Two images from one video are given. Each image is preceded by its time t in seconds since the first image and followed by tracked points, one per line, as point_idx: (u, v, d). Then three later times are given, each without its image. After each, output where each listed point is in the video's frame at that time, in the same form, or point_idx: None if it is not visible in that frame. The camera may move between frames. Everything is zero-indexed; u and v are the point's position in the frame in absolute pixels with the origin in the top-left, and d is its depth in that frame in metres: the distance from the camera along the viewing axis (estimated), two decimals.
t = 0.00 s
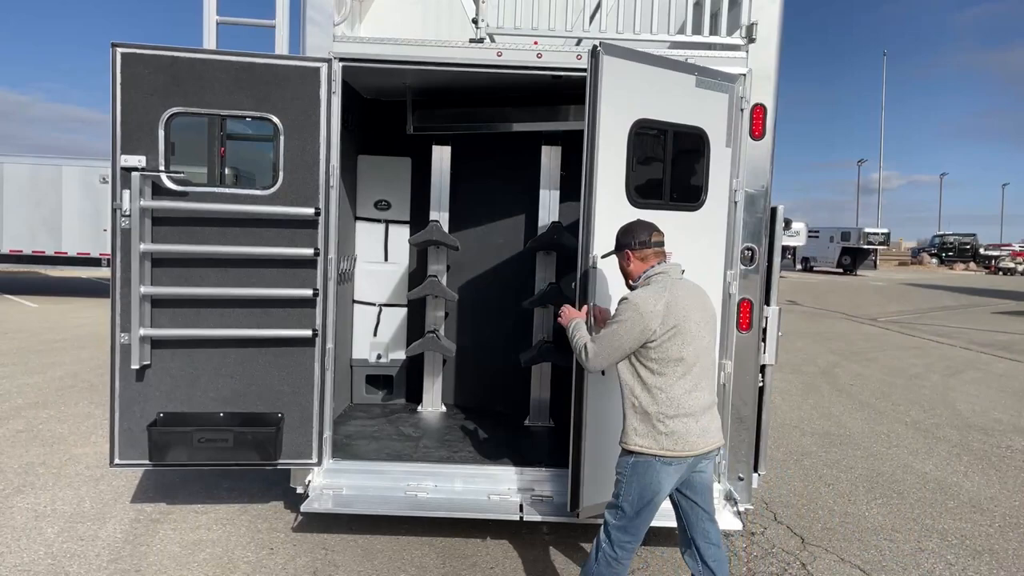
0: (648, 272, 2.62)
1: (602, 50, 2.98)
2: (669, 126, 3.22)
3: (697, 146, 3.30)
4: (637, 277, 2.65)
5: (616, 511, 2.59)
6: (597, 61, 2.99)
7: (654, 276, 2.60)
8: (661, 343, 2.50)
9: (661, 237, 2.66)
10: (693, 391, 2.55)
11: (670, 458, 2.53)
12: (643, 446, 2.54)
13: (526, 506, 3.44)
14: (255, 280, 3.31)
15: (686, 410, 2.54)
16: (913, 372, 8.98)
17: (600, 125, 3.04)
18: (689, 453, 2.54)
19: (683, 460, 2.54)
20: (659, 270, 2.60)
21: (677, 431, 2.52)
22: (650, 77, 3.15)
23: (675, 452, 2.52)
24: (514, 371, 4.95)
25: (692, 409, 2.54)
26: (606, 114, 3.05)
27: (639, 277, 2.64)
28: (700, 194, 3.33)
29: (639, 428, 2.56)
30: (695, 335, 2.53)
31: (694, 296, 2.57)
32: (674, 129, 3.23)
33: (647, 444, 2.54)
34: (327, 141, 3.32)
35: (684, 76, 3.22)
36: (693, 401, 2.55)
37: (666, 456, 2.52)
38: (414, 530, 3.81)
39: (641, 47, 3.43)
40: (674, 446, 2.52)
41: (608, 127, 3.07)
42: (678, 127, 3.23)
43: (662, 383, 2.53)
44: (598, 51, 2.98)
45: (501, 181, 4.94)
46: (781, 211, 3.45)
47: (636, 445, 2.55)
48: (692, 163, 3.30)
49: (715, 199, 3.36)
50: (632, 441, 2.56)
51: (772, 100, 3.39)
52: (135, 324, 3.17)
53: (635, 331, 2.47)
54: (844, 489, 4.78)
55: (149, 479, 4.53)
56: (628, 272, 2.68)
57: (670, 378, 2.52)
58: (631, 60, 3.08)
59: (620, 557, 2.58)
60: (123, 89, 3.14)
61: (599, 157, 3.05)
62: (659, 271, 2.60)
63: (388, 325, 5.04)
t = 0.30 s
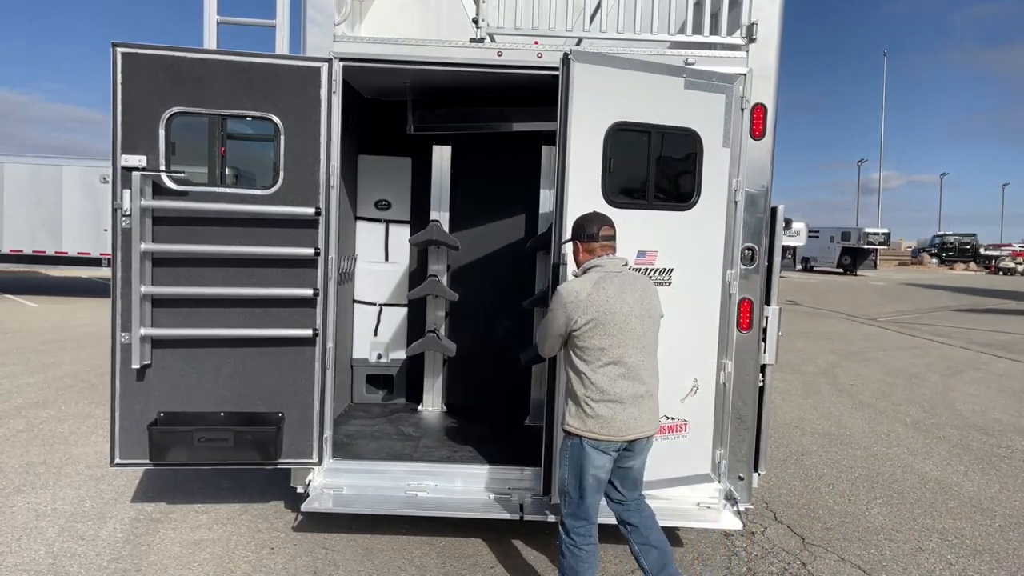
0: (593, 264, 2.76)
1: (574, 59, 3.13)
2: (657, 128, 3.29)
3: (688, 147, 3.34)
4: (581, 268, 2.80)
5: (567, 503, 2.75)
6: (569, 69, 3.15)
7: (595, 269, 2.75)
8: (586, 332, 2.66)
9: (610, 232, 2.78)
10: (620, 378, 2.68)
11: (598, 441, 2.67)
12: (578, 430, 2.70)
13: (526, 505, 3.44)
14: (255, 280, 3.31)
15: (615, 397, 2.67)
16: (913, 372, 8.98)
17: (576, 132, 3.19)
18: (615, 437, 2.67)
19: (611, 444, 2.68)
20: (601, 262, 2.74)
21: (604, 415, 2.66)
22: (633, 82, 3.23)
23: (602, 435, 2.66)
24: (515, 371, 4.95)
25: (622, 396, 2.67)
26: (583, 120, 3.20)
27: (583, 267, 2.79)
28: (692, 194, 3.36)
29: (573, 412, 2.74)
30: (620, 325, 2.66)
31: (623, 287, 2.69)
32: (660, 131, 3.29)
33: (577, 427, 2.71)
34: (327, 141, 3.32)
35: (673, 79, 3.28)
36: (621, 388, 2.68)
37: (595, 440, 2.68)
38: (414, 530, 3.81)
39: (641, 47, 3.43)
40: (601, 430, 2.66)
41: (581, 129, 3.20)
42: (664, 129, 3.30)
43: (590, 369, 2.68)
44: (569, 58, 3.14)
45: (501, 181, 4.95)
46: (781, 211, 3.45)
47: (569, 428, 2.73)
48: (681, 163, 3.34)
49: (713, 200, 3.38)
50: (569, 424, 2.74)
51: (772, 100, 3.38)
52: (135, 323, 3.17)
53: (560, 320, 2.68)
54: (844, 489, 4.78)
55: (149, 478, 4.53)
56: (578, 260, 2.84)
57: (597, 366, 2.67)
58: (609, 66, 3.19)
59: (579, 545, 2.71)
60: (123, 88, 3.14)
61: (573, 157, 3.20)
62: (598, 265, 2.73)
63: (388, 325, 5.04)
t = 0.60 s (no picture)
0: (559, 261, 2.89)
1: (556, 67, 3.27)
2: (646, 130, 3.35)
3: (681, 148, 3.37)
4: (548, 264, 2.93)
5: (557, 502, 2.86)
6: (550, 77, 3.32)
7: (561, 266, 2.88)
8: (553, 326, 2.79)
9: (574, 231, 2.91)
10: (590, 368, 2.79)
11: (572, 430, 2.80)
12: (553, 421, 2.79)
13: (527, 506, 3.43)
14: (255, 280, 3.31)
15: (586, 387, 2.79)
16: (914, 372, 8.97)
17: (562, 139, 3.33)
18: (587, 425, 2.79)
19: (585, 433, 2.79)
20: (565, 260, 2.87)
21: (576, 405, 2.79)
22: (621, 86, 3.32)
23: (575, 425, 2.79)
24: (515, 372, 4.99)
25: (590, 385, 2.79)
26: (569, 127, 3.33)
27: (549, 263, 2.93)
28: (686, 196, 3.40)
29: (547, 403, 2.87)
30: (584, 317, 2.77)
31: (587, 281, 2.80)
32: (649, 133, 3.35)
33: (552, 418, 2.84)
34: (328, 142, 3.32)
35: (665, 82, 3.34)
36: (591, 377, 2.79)
37: (570, 430, 2.80)
38: (414, 530, 3.82)
39: (641, 47, 3.43)
40: (573, 419, 2.79)
41: (565, 133, 3.33)
42: (654, 131, 3.35)
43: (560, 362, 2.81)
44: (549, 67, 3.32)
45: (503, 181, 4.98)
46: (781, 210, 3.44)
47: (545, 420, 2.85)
48: (673, 165, 3.38)
49: (711, 200, 3.40)
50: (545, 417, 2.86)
51: (772, 100, 3.37)
52: (135, 323, 3.17)
53: (527, 318, 2.82)
54: (845, 489, 4.78)
55: (149, 478, 4.53)
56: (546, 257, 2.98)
57: (566, 358, 2.80)
58: (594, 72, 3.30)
59: (575, 539, 2.83)
60: (124, 89, 3.14)
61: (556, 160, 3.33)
62: (563, 262, 2.87)
63: (388, 325, 5.04)
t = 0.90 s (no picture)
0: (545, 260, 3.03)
1: (546, 75, 3.36)
2: (638, 133, 3.37)
3: (677, 149, 3.38)
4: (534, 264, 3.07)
5: (554, 497, 2.93)
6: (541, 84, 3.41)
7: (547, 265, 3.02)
8: (539, 321, 2.92)
9: (561, 234, 3.05)
10: (576, 360, 2.92)
11: (563, 421, 2.89)
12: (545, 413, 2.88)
13: (526, 506, 3.43)
14: (255, 280, 3.31)
15: (573, 378, 2.90)
16: (914, 372, 8.97)
17: (555, 144, 3.40)
18: (574, 416, 2.89)
19: (575, 424, 2.90)
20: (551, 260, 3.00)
21: (565, 396, 2.89)
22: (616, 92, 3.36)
23: (565, 416, 2.89)
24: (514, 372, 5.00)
25: (577, 377, 2.90)
26: (561, 134, 3.39)
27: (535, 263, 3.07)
28: (682, 197, 3.40)
29: (535, 396, 2.97)
30: (569, 312, 2.91)
31: (572, 278, 2.95)
32: (643, 135, 3.38)
33: (541, 410, 2.93)
34: (327, 142, 3.32)
35: (659, 84, 3.36)
36: (578, 369, 2.91)
37: (562, 421, 2.89)
38: (413, 530, 3.81)
39: (640, 47, 3.42)
40: (562, 409, 2.89)
41: (555, 136, 3.39)
42: (647, 133, 3.37)
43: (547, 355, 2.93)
44: (541, 73, 3.40)
45: (502, 181, 4.98)
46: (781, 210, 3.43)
47: (535, 412, 2.95)
48: (666, 167, 3.39)
49: (710, 201, 3.40)
50: (535, 409, 2.95)
51: (772, 99, 3.35)
52: (135, 323, 3.17)
53: (514, 313, 2.96)
54: (845, 489, 4.78)
55: (149, 478, 4.53)
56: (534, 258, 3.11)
57: (553, 351, 2.92)
58: (583, 78, 3.36)
59: (573, 531, 2.89)
60: (124, 89, 3.14)
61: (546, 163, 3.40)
62: (549, 262, 3.00)
63: (388, 324, 5.04)
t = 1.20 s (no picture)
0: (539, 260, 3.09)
1: (545, 76, 3.37)
2: (638, 133, 3.37)
3: (677, 149, 3.39)
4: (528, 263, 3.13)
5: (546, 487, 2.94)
6: (541, 85, 3.42)
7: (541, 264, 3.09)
8: (529, 316, 3.00)
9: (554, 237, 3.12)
10: (565, 353, 2.96)
11: (553, 412, 2.93)
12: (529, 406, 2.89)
13: (526, 506, 3.43)
14: (255, 280, 3.31)
15: (561, 370, 2.95)
16: (914, 372, 8.97)
17: (554, 145, 3.40)
18: (564, 407, 2.93)
19: (565, 415, 2.93)
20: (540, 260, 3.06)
21: (554, 388, 2.93)
22: (616, 92, 3.36)
23: (556, 406, 2.92)
24: (513, 372, 5.01)
25: (566, 369, 2.95)
26: (563, 130, 3.39)
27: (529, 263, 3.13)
28: (682, 198, 3.40)
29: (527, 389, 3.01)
30: (557, 308, 2.98)
31: (561, 277, 3.02)
32: (643, 135, 3.37)
33: (532, 402, 2.97)
34: (327, 142, 3.32)
35: (659, 84, 3.36)
36: (567, 362, 2.95)
37: (553, 412, 2.93)
38: (413, 530, 3.81)
39: (640, 47, 3.42)
40: (552, 400, 2.93)
41: (555, 137, 3.39)
42: (648, 133, 3.37)
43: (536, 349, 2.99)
44: (540, 74, 3.40)
45: (502, 181, 4.99)
46: (781, 210, 3.43)
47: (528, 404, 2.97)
48: (666, 167, 3.39)
49: (710, 202, 3.40)
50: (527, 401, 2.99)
51: (772, 100, 3.35)
52: (134, 323, 3.17)
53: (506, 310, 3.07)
54: (844, 489, 4.78)
55: (149, 478, 4.53)
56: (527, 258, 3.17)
57: (542, 344, 2.97)
58: (583, 78, 3.37)
59: (564, 520, 2.91)
60: (123, 88, 3.14)
61: (546, 164, 3.40)
62: (538, 261, 3.07)
63: (388, 324, 5.04)
